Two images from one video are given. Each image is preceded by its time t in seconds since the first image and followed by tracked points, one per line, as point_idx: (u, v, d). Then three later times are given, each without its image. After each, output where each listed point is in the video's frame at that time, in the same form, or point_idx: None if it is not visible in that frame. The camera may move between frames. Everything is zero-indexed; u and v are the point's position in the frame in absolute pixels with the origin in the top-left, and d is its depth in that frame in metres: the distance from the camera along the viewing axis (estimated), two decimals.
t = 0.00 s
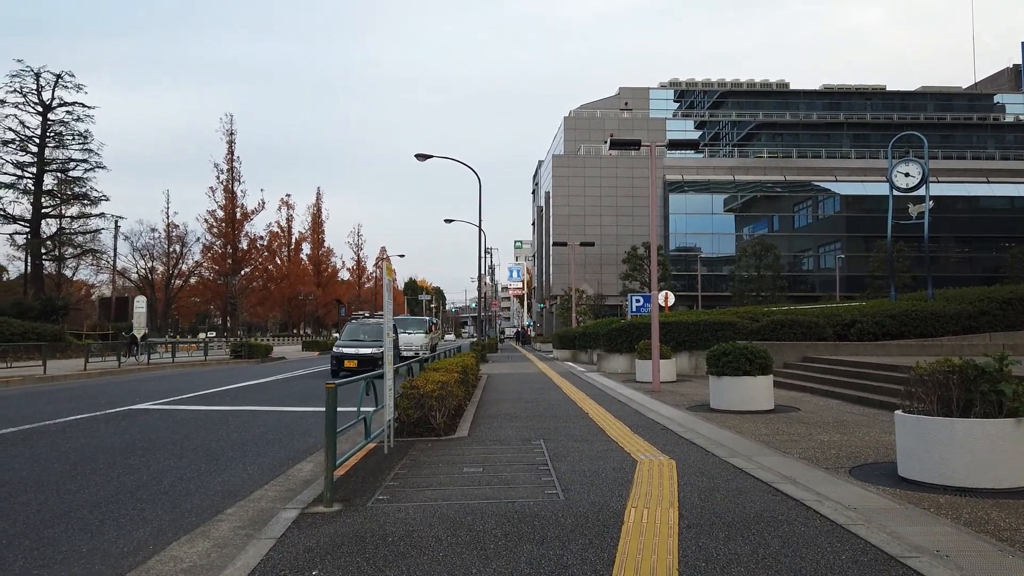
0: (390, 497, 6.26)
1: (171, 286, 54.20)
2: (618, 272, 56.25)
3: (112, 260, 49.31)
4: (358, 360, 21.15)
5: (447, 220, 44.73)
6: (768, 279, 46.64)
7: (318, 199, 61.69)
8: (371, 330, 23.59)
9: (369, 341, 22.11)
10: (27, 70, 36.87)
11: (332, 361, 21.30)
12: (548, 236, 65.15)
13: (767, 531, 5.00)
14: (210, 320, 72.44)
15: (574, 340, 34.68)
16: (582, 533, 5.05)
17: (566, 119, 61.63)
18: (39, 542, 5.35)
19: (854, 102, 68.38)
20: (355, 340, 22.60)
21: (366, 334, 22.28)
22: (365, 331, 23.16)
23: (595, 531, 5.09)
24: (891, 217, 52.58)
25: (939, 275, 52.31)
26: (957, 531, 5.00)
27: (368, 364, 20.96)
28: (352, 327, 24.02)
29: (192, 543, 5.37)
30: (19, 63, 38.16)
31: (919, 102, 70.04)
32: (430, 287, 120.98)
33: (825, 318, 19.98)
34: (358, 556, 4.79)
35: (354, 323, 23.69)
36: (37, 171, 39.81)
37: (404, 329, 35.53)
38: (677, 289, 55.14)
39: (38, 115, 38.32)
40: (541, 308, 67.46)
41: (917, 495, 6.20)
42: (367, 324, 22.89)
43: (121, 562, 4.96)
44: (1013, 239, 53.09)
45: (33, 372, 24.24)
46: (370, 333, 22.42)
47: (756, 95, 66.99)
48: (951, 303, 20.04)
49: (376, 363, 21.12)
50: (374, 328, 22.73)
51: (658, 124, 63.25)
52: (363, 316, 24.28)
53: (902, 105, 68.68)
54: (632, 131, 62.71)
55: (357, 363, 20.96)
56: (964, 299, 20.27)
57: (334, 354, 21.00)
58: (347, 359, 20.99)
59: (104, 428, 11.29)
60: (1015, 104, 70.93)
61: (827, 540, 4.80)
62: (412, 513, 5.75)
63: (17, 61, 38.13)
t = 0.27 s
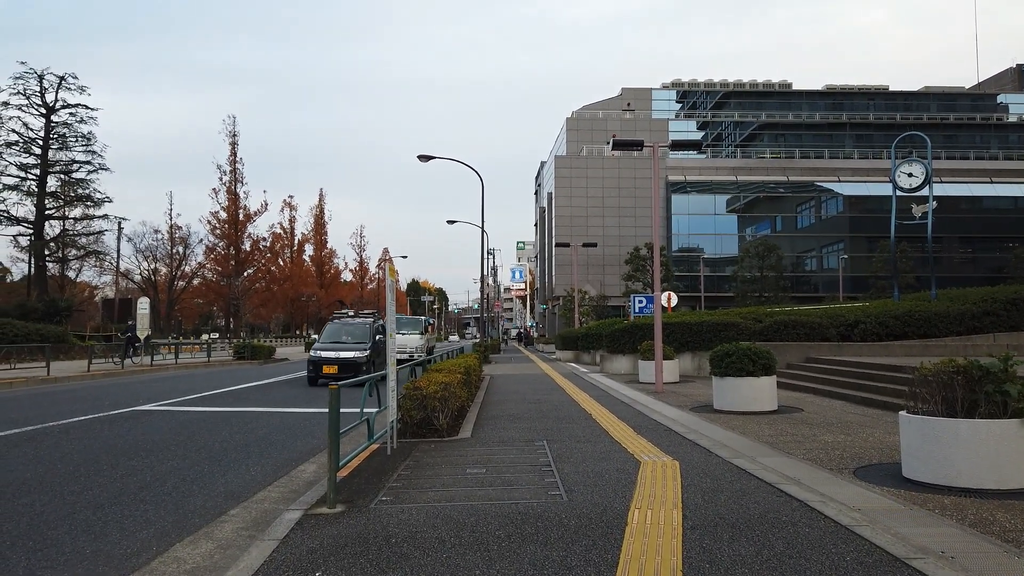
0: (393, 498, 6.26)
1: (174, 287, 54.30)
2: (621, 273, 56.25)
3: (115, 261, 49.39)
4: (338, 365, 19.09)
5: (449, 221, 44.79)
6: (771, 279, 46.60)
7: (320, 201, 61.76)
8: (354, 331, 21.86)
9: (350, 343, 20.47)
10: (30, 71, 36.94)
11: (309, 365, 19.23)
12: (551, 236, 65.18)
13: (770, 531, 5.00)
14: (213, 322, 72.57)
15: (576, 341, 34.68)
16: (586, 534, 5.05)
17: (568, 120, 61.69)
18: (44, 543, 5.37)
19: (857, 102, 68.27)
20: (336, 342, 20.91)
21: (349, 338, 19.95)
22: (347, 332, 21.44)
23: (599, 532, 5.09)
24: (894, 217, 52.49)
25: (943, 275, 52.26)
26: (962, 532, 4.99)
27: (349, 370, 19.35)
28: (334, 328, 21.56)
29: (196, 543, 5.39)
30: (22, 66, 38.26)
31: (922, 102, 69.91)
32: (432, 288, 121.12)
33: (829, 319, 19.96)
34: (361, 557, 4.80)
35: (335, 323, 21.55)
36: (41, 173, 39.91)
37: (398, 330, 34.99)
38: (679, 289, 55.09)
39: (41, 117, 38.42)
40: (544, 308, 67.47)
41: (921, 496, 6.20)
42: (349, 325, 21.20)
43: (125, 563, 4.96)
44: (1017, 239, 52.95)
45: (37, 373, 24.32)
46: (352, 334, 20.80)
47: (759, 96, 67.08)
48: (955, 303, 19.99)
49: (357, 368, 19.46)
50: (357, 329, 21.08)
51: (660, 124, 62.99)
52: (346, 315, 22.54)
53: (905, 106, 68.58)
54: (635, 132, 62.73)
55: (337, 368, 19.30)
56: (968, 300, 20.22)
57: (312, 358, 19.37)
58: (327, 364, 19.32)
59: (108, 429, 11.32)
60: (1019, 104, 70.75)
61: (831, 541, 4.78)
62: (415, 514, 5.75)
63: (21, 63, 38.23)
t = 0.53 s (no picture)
0: (397, 498, 6.26)
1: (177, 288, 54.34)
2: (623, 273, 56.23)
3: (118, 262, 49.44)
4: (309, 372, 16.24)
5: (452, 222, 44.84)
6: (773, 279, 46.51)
7: (323, 201, 61.76)
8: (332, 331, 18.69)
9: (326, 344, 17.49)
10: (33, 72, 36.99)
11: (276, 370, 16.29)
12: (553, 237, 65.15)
13: (773, 531, 5.00)
14: (216, 322, 72.68)
15: (579, 341, 34.66)
16: (590, 535, 5.04)
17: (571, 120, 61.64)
18: (48, 543, 5.38)
19: (860, 102, 68.11)
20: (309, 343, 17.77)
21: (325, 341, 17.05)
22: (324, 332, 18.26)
23: (602, 532, 5.07)
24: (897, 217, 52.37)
25: (946, 275, 52.17)
26: (966, 532, 4.98)
27: (322, 376, 16.33)
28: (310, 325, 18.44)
29: (200, 544, 5.40)
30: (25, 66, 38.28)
31: (925, 102, 69.73)
32: (435, 289, 121.16)
33: (832, 319, 19.92)
34: (364, 557, 4.80)
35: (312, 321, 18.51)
36: (44, 174, 39.97)
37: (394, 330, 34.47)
38: (682, 289, 54.99)
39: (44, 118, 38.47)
40: (546, 309, 67.42)
41: (924, 496, 6.19)
42: (326, 323, 18.20)
43: (128, 563, 4.97)
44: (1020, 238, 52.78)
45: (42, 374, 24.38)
46: (330, 335, 17.81)
47: (762, 96, 66.94)
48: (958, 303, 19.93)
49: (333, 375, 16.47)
50: (336, 328, 18.14)
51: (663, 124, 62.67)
52: (325, 311, 19.52)
53: (908, 105, 68.40)
54: (637, 132, 62.69)
55: (308, 375, 16.32)
56: (972, 299, 20.15)
57: (278, 364, 16.34)
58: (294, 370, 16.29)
59: (112, 430, 11.34)
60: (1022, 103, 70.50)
61: (835, 541, 4.77)
62: (419, 513, 5.76)
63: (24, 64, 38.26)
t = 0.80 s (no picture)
0: (400, 498, 6.26)
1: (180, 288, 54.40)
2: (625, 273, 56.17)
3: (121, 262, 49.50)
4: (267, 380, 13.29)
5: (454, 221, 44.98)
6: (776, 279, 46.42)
7: (325, 201, 61.81)
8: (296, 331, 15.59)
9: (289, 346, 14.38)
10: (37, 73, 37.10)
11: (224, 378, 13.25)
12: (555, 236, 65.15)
13: (777, 531, 5.00)
14: (219, 323, 72.78)
15: (582, 341, 34.67)
16: (594, 534, 5.03)
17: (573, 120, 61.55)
18: (51, 543, 5.38)
19: (863, 102, 67.96)
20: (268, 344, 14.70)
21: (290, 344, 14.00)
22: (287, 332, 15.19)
23: (606, 532, 5.06)
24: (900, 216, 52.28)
25: (949, 274, 52.05)
26: (971, 531, 4.96)
27: (282, 386, 13.32)
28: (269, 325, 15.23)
29: (203, 544, 5.40)
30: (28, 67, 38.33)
31: (928, 101, 69.57)
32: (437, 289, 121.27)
33: (835, 318, 19.88)
34: (367, 556, 4.81)
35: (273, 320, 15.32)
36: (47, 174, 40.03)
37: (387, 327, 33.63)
38: (684, 289, 54.92)
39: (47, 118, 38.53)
40: (549, 309, 67.39)
41: (928, 495, 6.19)
42: (292, 321, 15.13)
43: (132, 563, 4.97)
44: None
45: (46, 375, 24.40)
46: (294, 335, 14.67)
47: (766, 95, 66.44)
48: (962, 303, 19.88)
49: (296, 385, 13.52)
50: (303, 327, 15.04)
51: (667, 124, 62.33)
52: (294, 306, 16.41)
53: (911, 105, 68.23)
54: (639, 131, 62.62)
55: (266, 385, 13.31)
56: (975, 299, 20.09)
57: (229, 370, 13.33)
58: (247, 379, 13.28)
59: (117, 429, 11.37)
60: None
61: (839, 541, 4.76)
62: (422, 513, 5.75)
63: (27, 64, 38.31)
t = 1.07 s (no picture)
0: (402, 498, 6.27)
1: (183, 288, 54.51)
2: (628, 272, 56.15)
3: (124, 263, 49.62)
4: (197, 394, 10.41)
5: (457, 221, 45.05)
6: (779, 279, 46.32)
7: (328, 201, 61.88)
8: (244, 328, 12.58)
9: (231, 350, 11.42)
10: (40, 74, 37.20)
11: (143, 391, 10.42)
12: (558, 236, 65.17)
13: (779, 530, 5.00)
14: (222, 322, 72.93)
15: (584, 340, 34.68)
16: (595, 534, 5.03)
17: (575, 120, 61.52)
18: (55, 543, 5.40)
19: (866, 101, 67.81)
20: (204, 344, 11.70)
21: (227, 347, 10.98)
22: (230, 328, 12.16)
23: (608, 531, 5.07)
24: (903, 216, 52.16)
25: (953, 274, 51.92)
26: (974, 531, 4.95)
27: (216, 401, 10.41)
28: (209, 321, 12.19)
29: (206, 544, 5.41)
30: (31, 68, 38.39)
31: (931, 100, 69.40)
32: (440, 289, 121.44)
33: (837, 318, 19.86)
34: (370, 555, 4.82)
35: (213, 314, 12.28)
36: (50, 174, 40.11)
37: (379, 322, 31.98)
38: (687, 289, 54.85)
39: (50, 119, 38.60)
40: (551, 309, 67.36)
41: (931, 494, 6.18)
42: (238, 317, 12.14)
43: (135, 563, 4.98)
44: None
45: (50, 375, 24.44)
46: (240, 335, 11.72)
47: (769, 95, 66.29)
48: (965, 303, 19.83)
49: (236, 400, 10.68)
50: (252, 324, 12.02)
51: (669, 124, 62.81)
52: (245, 301, 13.45)
53: (914, 104, 68.06)
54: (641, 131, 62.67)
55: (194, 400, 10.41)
56: (979, 298, 20.04)
57: (148, 381, 10.50)
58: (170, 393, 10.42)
59: (120, 429, 11.40)
60: None
61: (842, 540, 4.75)
62: (425, 513, 5.75)
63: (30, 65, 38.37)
